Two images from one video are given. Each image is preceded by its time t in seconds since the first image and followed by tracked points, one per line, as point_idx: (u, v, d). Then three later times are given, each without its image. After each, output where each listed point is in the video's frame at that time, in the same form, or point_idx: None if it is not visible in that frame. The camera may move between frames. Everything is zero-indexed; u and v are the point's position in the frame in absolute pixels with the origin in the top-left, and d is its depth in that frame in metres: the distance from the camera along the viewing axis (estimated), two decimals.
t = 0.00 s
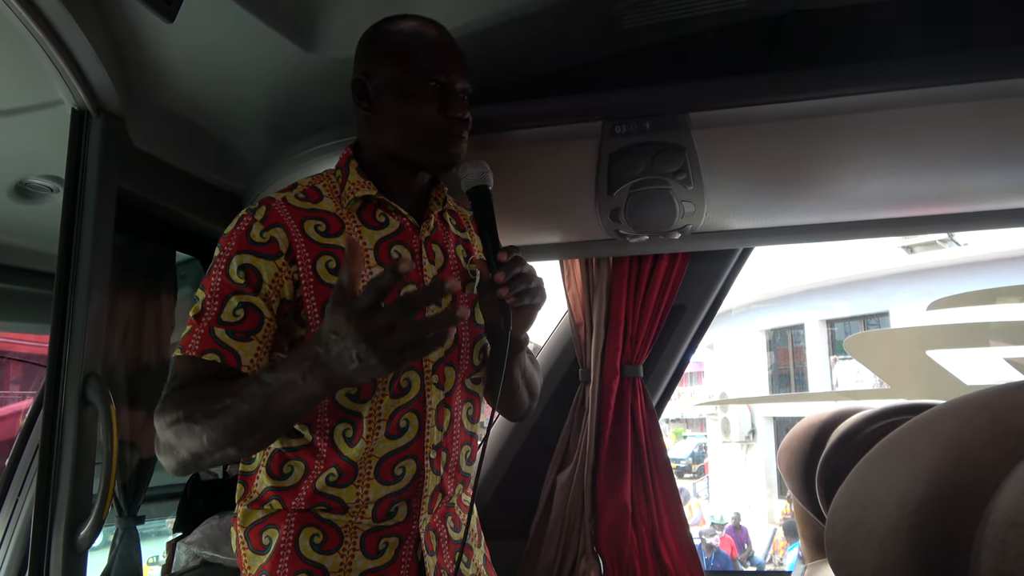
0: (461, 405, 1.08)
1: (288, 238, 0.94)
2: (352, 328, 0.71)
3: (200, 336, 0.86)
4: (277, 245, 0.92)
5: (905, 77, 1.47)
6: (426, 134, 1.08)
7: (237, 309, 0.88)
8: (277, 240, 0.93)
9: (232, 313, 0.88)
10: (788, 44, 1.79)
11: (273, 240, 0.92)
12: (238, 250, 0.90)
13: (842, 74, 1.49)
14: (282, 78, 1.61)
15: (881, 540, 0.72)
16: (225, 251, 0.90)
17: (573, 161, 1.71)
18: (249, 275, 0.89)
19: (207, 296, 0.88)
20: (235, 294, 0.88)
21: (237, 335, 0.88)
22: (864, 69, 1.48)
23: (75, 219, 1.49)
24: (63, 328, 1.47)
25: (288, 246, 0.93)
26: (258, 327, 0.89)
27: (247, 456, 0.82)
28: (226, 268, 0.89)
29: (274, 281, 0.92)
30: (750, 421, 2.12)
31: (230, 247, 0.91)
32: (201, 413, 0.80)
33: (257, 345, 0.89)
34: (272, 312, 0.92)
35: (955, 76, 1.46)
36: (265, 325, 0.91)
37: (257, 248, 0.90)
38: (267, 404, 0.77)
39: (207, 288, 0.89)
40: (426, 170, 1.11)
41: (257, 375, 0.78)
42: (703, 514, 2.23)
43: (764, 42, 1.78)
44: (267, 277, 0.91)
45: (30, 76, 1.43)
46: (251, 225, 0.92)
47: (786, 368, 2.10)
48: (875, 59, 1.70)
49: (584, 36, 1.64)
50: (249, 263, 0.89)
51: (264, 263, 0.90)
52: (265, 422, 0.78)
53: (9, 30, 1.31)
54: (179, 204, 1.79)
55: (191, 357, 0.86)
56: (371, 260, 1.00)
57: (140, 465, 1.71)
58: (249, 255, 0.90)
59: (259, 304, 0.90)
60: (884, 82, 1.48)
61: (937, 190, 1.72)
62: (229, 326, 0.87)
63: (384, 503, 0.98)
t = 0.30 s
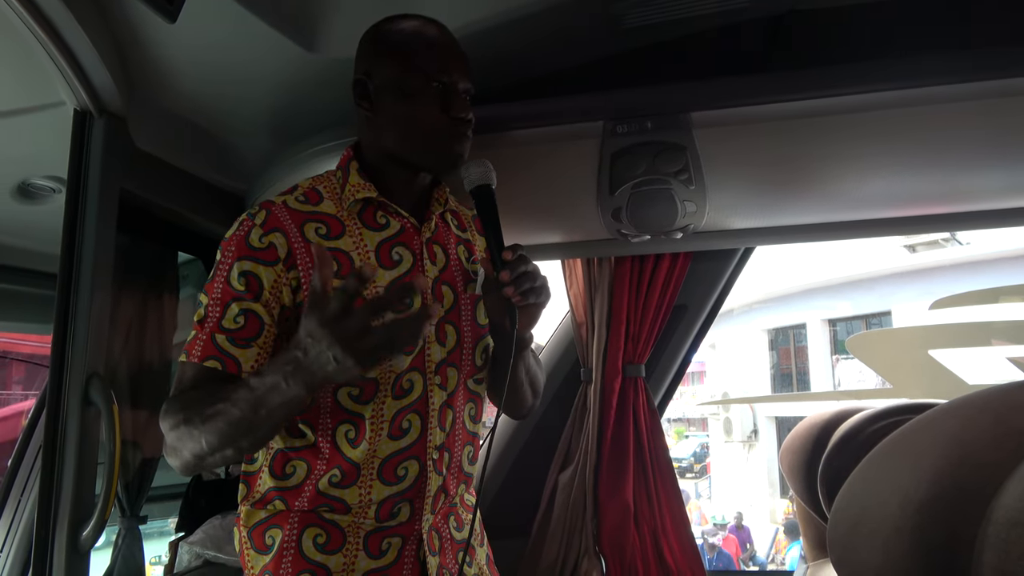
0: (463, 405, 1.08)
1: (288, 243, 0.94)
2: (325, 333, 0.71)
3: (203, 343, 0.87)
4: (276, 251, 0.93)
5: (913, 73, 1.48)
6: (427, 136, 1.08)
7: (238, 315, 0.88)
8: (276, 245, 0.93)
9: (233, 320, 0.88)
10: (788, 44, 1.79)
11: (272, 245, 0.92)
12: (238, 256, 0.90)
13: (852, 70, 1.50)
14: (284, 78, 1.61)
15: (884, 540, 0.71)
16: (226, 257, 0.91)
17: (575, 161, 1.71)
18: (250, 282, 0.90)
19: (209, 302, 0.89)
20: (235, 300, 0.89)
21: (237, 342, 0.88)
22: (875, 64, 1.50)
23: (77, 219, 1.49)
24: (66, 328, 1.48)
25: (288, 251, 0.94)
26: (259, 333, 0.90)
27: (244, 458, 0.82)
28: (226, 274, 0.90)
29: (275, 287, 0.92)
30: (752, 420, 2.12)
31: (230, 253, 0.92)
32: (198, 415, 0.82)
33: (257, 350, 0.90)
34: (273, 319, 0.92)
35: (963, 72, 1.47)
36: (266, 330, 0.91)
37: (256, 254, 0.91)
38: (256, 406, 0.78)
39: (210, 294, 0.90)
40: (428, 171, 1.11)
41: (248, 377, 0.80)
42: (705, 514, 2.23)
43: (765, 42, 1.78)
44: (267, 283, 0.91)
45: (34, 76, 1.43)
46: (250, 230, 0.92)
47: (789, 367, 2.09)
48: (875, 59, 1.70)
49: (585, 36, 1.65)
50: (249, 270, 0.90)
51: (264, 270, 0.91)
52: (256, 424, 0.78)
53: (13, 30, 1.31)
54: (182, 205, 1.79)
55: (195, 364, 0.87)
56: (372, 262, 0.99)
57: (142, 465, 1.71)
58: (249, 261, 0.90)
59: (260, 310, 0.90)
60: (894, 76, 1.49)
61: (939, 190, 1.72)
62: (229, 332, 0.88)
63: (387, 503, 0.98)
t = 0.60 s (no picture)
0: (462, 405, 1.08)
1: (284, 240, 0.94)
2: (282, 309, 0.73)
3: (195, 336, 0.88)
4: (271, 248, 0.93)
5: (914, 76, 1.47)
6: (426, 135, 1.07)
7: (230, 310, 0.89)
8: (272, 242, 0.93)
9: (225, 314, 0.89)
10: (790, 44, 1.79)
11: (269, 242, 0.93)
12: (234, 253, 0.90)
13: (850, 70, 1.49)
14: (286, 78, 1.62)
15: (886, 540, 0.71)
16: (222, 253, 0.91)
17: (576, 161, 1.71)
18: (243, 277, 0.90)
19: (203, 296, 0.90)
20: (228, 295, 0.89)
21: (229, 336, 0.89)
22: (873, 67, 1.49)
23: (79, 217, 1.50)
24: (68, 327, 1.49)
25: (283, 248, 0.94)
26: (249, 328, 0.91)
27: (223, 446, 0.84)
28: (222, 269, 0.90)
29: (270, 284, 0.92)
30: (754, 421, 2.12)
31: (226, 249, 0.92)
32: (176, 404, 0.84)
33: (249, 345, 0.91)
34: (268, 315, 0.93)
35: (966, 71, 1.46)
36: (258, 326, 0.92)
37: (252, 251, 0.91)
38: (225, 396, 0.79)
39: (205, 288, 0.91)
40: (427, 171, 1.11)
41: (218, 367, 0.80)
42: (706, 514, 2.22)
43: (767, 42, 1.78)
44: (261, 280, 0.91)
45: (36, 75, 1.44)
46: (248, 226, 0.92)
47: (790, 368, 2.09)
48: (876, 58, 1.70)
49: (587, 36, 1.65)
50: (243, 266, 0.90)
51: (258, 266, 0.91)
52: (226, 413, 0.80)
53: (15, 30, 1.31)
54: (184, 205, 1.79)
55: (184, 356, 0.87)
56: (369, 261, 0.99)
57: (144, 464, 1.71)
58: (243, 258, 0.90)
59: (252, 305, 0.91)
60: (893, 78, 1.48)
61: (940, 190, 1.72)
62: (221, 326, 0.89)
63: (387, 503, 0.98)
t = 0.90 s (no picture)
0: (462, 406, 1.08)
1: (281, 239, 0.95)
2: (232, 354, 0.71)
3: (192, 333, 0.89)
4: (267, 247, 0.94)
5: (912, 74, 1.48)
6: (426, 136, 1.07)
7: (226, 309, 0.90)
8: (268, 242, 0.94)
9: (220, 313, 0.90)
10: (791, 43, 1.78)
11: (264, 242, 0.94)
12: (231, 253, 0.92)
13: (850, 69, 1.50)
14: (286, 78, 1.62)
15: (886, 540, 0.71)
16: (219, 253, 0.93)
17: (577, 160, 1.71)
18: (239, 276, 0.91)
19: (202, 295, 0.91)
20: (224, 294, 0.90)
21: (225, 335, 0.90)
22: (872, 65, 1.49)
23: (80, 218, 1.50)
24: (68, 327, 1.49)
25: (279, 247, 0.95)
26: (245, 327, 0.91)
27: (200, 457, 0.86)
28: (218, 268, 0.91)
29: (266, 283, 0.94)
30: (755, 420, 2.11)
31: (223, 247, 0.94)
32: (157, 407, 0.85)
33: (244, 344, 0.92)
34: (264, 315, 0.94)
35: (965, 69, 1.46)
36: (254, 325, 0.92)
37: (248, 250, 0.92)
38: (200, 416, 0.80)
39: (204, 287, 0.92)
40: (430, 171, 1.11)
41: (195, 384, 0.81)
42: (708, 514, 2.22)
43: (767, 41, 1.78)
44: (257, 279, 0.93)
45: (36, 75, 1.44)
46: (245, 225, 0.94)
47: (791, 367, 2.08)
48: (875, 57, 1.70)
49: (587, 35, 1.64)
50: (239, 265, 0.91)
51: (253, 265, 0.92)
52: (202, 431, 0.81)
53: (15, 30, 1.32)
54: (184, 205, 1.79)
55: (181, 352, 0.89)
56: (367, 261, 0.99)
57: (144, 465, 1.71)
58: (239, 257, 0.92)
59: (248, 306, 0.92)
60: (893, 76, 1.48)
61: (941, 188, 1.72)
62: (216, 325, 0.90)
63: (386, 504, 0.98)
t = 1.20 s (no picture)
0: (464, 406, 1.08)
1: (283, 238, 0.95)
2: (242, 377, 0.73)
3: (195, 333, 0.89)
4: (269, 247, 0.94)
5: (909, 74, 1.49)
6: (432, 137, 1.08)
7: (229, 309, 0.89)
8: (270, 241, 0.94)
9: (223, 313, 0.89)
10: (793, 42, 1.78)
11: (267, 241, 0.93)
12: (233, 252, 0.92)
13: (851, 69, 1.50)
14: (288, 78, 1.62)
15: (889, 537, 0.73)
16: (222, 252, 0.92)
17: (578, 160, 1.71)
18: (242, 276, 0.91)
19: (205, 294, 0.91)
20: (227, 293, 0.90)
21: (227, 335, 0.90)
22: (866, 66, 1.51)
23: (81, 217, 1.49)
24: (70, 326, 1.48)
25: (282, 246, 0.95)
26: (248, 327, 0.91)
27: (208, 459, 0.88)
28: (221, 267, 0.91)
29: (268, 283, 0.94)
30: (756, 420, 2.11)
31: (226, 247, 0.93)
32: (168, 412, 0.86)
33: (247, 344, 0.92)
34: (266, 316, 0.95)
35: (956, 71, 1.47)
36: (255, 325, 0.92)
37: (250, 250, 0.92)
38: (206, 427, 0.82)
39: (208, 286, 0.92)
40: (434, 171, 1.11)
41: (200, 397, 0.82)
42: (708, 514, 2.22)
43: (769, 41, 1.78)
44: (259, 279, 0.93)
45: (39, 75, 1.44)
46: (248, 224, 0.93)
47: (792, 367, 2.07)
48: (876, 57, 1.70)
49: (589, 35, 1.65)
50: (242, 265, 0.91)
51: (256, 266, 0.92)
52: (208, 439, 0.83)
53: (19, 31, 1.32)
54: (186, 205, 1.79)
55: (185, 351, 0.89)
56: (370, 261, 0.99)
57: (146, 463, 1.71)
58: (242, 257, 0.91)
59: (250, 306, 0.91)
60: (893, 76, 1.49)
61: (943, 188, 1.71)
62: (220, 326, 0.89)
63: (388, 504, 0.99)
